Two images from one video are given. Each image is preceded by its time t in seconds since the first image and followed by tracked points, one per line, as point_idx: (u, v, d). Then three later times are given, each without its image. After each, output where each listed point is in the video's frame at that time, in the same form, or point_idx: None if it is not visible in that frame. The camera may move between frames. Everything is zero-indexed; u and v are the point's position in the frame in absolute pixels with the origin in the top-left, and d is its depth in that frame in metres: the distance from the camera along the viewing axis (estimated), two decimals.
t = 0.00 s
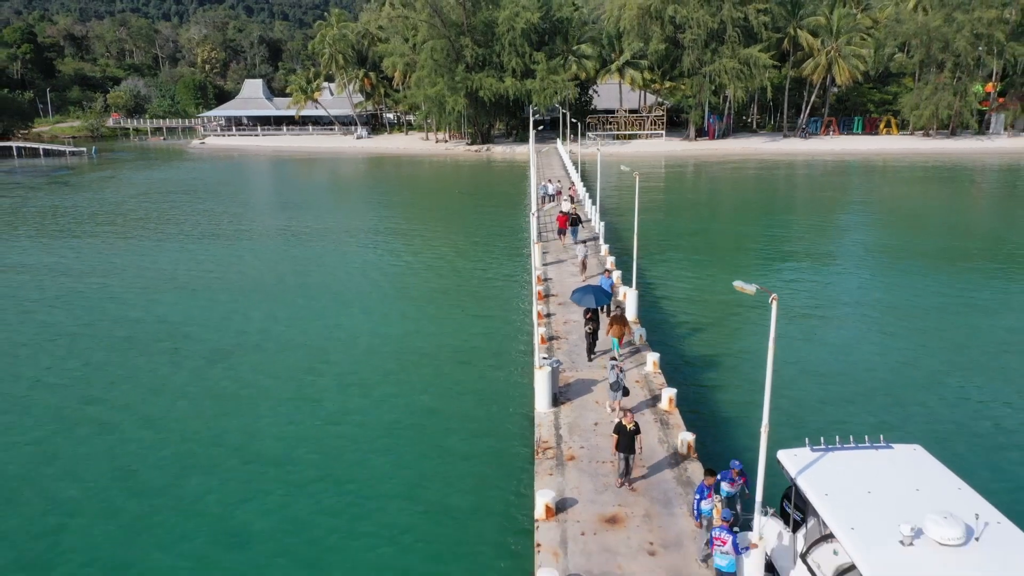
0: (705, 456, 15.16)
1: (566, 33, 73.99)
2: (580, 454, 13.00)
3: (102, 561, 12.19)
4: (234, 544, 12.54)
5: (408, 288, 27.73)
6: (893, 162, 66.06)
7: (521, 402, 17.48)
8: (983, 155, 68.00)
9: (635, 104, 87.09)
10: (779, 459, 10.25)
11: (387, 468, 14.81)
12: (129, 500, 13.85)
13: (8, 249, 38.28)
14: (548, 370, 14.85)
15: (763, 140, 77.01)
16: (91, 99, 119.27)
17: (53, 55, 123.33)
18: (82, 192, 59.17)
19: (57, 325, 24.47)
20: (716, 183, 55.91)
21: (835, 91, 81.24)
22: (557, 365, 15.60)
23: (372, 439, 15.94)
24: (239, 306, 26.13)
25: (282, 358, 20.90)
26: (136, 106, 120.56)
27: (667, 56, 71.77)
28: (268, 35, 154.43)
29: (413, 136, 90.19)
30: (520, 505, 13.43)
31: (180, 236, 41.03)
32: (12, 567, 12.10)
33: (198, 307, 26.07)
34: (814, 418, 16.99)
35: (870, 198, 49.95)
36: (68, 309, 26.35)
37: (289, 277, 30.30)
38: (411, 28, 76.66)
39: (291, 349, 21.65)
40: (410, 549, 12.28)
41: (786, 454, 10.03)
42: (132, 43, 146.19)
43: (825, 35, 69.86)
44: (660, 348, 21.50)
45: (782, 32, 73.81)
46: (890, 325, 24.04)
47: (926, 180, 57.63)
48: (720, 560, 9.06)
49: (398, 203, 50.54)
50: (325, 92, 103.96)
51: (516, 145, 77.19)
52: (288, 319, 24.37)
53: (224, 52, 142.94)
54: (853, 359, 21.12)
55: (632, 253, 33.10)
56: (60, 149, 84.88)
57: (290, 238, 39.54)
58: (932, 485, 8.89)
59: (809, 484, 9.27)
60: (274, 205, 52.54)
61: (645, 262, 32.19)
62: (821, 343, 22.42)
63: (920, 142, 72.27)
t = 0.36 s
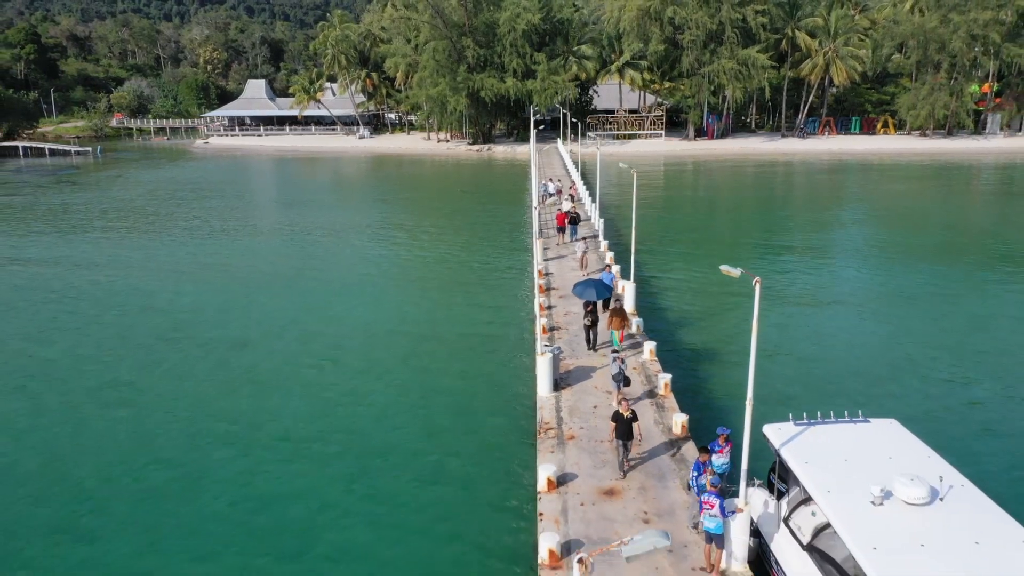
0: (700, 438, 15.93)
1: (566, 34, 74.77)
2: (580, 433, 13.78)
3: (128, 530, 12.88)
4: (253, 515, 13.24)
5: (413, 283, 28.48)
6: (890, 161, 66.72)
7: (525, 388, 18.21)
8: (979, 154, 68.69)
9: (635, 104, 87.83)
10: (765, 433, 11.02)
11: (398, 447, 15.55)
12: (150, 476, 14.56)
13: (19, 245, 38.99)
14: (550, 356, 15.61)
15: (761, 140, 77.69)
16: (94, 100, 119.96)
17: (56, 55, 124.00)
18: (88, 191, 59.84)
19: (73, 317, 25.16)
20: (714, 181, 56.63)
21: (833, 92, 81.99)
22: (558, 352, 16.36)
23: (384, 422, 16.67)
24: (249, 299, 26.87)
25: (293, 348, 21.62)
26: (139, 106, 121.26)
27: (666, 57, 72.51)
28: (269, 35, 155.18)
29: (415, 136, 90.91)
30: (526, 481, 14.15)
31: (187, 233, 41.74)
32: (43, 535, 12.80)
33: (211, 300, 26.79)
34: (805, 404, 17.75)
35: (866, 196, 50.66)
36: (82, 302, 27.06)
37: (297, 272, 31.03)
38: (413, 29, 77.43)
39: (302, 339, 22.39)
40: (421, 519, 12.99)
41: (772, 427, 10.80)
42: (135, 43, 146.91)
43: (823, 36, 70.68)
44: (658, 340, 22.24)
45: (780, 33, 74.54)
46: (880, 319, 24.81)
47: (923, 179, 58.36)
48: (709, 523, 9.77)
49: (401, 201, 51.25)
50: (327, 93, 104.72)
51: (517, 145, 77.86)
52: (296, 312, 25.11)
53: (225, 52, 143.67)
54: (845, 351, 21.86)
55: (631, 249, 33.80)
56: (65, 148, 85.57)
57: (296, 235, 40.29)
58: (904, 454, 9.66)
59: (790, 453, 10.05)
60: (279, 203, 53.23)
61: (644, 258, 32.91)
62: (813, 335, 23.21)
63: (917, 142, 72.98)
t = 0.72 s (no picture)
0: (694, 419, 16.78)
1: (567, 36, 75.68)
2: (579, 413, 14.66)
3: (153, 500, 13.66)
4: (271, 486, 14.02)
5: (419, 279, 29.22)
6: (888, 160, 67.46)
7: (529, 373, 19.04)
8: (975, 154, 69.49)
9: (635, 104, 88.69)
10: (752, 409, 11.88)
11: (409, 426, 16.34)
12: (171, 451, 15.34)
13: (32, 241, 39.89)
14: (551, 343, 16.46)
15: (760, 140, 78.50)
16: (99, 100, 120.81)
17: (60, 56, 124.93)
18: (95, 190, 60.74)
19: (90, 310, 25.97)
20: (713, 179, 57.50)
21: (831, 92, 82.87)
22: (559, 338, 17.20)
23: (395, 403, 17.47)
24: (259, 294, 27.73)
25: (304, 337, 22.41)
26: (143, 107, 122.16)
27: (666, 58, 73.44)
28: (272, 36, 156.17)
29: (417, 136, 91.72)
30: (530, 456, 14.94)
31: (196, 231, 42.62)
32: (74, 504, 13.59)
33: (223, 295, 27.60)
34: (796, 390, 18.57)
35: (862, 194, 51.43)
36: (97, 296, 27.89)
37: (305, 268, 31.81)
38: (416, 31, 78.26)
39: (312, 329, 23.20)
40: (430, 490, 13.78)
41: (758, 402, 11.66)
42: (138, 44, 147.73)
43: (821, 37, 71.63)
44: (656, 332, 23.08)
45: (778, 34, 75.42)
46: (871, 312, 25.63)
47: (920, 178, 59.10)
48: (699, 488, 10.54)
49: (404, 199, 52.08)
50: (330, 93, 105.63)
51: (518, 145, 78.62)
52: (306, 305, 25.97)
53: (228, 53, 144.68)
54: (837, 342, 22.69)
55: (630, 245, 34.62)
56: (71, 148, 86.47)
57: (303, 233, 41.14)
58: (878, 424, 10.49)
59: (774, 425, 10.90)
60: (285, 202, 54.08)
61: (643, 253, 33.70)
62: (806, 326, 24.05)
63: (915, 142, 73.74)
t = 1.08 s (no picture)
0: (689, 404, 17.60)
1: (568, 36, 76.56)
2: (581, 394, 15.48)
3: (179, 478, 14.53)
4: (288, 464, 14.87)
5: (423, 275, 30.02)
6: (886, 159, 68.20)
7: (532, 363, 19.83)
8: (972, 153, 70.25)
9: (635, 104, 89.51)
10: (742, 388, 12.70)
11: (418, 412, 17.13)
12: (191, 435, 16.14)
13: (43, 238, 40.68)
14: (553, 329, 17.26)
15: (759, 139, 79.25)
16: (103, 100, 121.62)
17: (64, 57, 125.78)
18: (103, 189, 61.59)
19: (106, 305, 26.77)
20: (712, 178, 58.28)
21: (830, 92, 83.63)
22: (562, 326, 18.00)
23: (404, 391, 18.26)
24: (269, 289, 28.55)
25: (314, 330, 23.20)
26: (147, 107, 122.98)
27: (666, 58, 74.32)
28: (274, 36, 157.13)
29: (419, 135, 92.51)
30: (534, 439, 15.72)
31: (205, 227, 43.47)
32: (101, 483, 14.36)
33: (234, 291, 28.38)
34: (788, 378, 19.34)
35: (860, 192, 52.19)
36: (112, 291, 28.67)
37: (312, 265, 32.59)
38: (418, 31, 79.08)
39: (322, 322, 23.98)
40: (440, 468, 14.63)
41: (748, 381, 12.47)
42: (141, 44, 148.52)
43: (819, 38, 72.50)
44: (655, 325, 23.87)
45: (777, 35, 76.31)
46: (863, 305, 26.42)
47: (916, 176, 59.85)
48: (692, 458, 11.32)
49: (408, 198, 52.88)
50: (333, 93, 106.48)
51: (520, 144, 79.37)
52: (316, 300, 26.85)
53: (231, 53, 145.52)
54: (830, 334, 23.46)
55: (629, 241, 35.43)
56: (77, 148, 87.31)
57: (311, 230, 42.03)
58: (858, 398, 11.34)
59: (762, 399, 11.74)
60: (290, 200, 54.94)
61: (643, 248, 34.49)
62: (800, 319, 24.81)
63: (912, 142, 74.51)
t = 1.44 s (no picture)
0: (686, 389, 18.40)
1: (569, 38, 77.49)
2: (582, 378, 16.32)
3: (200, 453, 15.35)
4: (303, 443, 15.63)
5: (427, 270, 30.78)
6: (883, 159, 68.96)
7: (535, 352, 20.59)
8: (969, 152, 70.99)
9: (635, 104, 90.35)
10: (733, 369, 13.55)
11: (426, 396, 17.87)
12: (210, 419, 16.87)
13: (55, 235, 41.48)
14: (556, 317, 18.12)
15: (758, 139, 80.03)
16: (107, 100, 122.46)
17: (69, 57, 126.75)
18: (110, 187, 62.41)
19: (121, 297, 27.50)
20: (711, 177, 59.05)
21: (829, 93, 84.43)
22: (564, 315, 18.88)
23: (412, 377, 19.02)
24: (278, 283, 29.33)
25: (323, 321, 23.96)
26: (151, 107, 123.87)
27: (666, 59, 75.20)
28: (276, 37, 158.09)
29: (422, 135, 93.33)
30: (537, 420, 16.48)
31: (212, 225, 44.36)
32: (127, 461, 15.09)
33: (245, 285, 29.14)
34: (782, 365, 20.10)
35: (857, 190, 52.95)
36: (125, 285, 29.42)
37: (320, 261, 33.35)
38: (421, 32, 79.89)
39: (331, 314, 24.74)
40: (447, 444, 15.44)
41: (739, 361, 13.33)
42: (145, 45, 149.53)
43: (817, 39, 73.35)
44: (653, 316, 24.65)
45: (776, 36, 77.23)
46: (857, 299, 27.20)
47: (913, 175, 60.60)
48: (686, 431, 12.17)
49: (411, 196, 53.68)
50: (336, 94, 107.37)
51: (521, 144, 80.21)
52: (324, 293, 27.70)
53: (234, 54, 146.45)
54: (823, 325, 24.21)
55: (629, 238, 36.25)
56: (83, 147, 88.18)
57: (317, 227, 42.93)
58: (840, 376, 12.17)
59: (751, 377, 12.59)
60: (295, 198, 55.92)
61: (642, 244, 35.28)
62: (794, 310, 25.60)
63: (910, 142, 75.28)
